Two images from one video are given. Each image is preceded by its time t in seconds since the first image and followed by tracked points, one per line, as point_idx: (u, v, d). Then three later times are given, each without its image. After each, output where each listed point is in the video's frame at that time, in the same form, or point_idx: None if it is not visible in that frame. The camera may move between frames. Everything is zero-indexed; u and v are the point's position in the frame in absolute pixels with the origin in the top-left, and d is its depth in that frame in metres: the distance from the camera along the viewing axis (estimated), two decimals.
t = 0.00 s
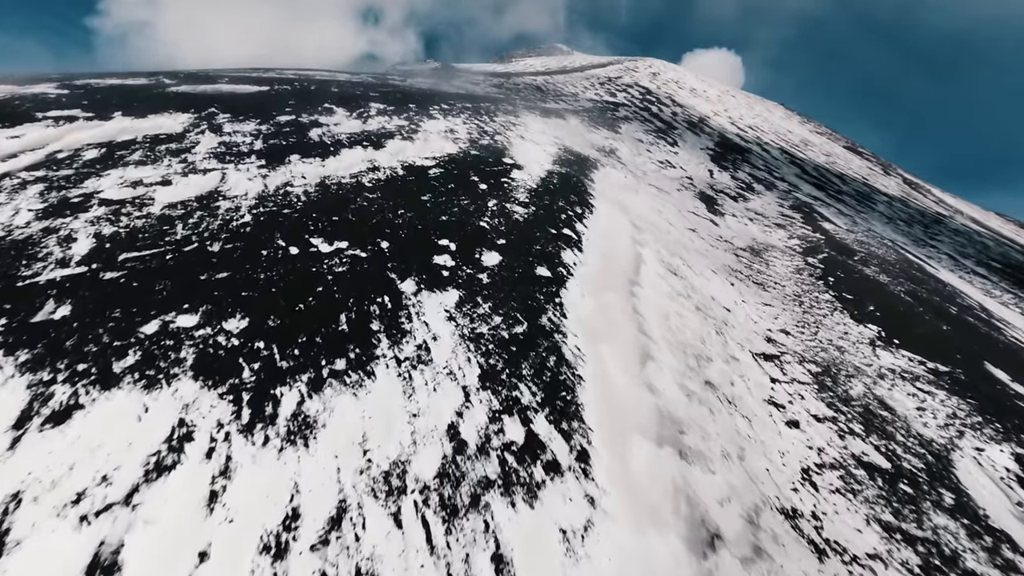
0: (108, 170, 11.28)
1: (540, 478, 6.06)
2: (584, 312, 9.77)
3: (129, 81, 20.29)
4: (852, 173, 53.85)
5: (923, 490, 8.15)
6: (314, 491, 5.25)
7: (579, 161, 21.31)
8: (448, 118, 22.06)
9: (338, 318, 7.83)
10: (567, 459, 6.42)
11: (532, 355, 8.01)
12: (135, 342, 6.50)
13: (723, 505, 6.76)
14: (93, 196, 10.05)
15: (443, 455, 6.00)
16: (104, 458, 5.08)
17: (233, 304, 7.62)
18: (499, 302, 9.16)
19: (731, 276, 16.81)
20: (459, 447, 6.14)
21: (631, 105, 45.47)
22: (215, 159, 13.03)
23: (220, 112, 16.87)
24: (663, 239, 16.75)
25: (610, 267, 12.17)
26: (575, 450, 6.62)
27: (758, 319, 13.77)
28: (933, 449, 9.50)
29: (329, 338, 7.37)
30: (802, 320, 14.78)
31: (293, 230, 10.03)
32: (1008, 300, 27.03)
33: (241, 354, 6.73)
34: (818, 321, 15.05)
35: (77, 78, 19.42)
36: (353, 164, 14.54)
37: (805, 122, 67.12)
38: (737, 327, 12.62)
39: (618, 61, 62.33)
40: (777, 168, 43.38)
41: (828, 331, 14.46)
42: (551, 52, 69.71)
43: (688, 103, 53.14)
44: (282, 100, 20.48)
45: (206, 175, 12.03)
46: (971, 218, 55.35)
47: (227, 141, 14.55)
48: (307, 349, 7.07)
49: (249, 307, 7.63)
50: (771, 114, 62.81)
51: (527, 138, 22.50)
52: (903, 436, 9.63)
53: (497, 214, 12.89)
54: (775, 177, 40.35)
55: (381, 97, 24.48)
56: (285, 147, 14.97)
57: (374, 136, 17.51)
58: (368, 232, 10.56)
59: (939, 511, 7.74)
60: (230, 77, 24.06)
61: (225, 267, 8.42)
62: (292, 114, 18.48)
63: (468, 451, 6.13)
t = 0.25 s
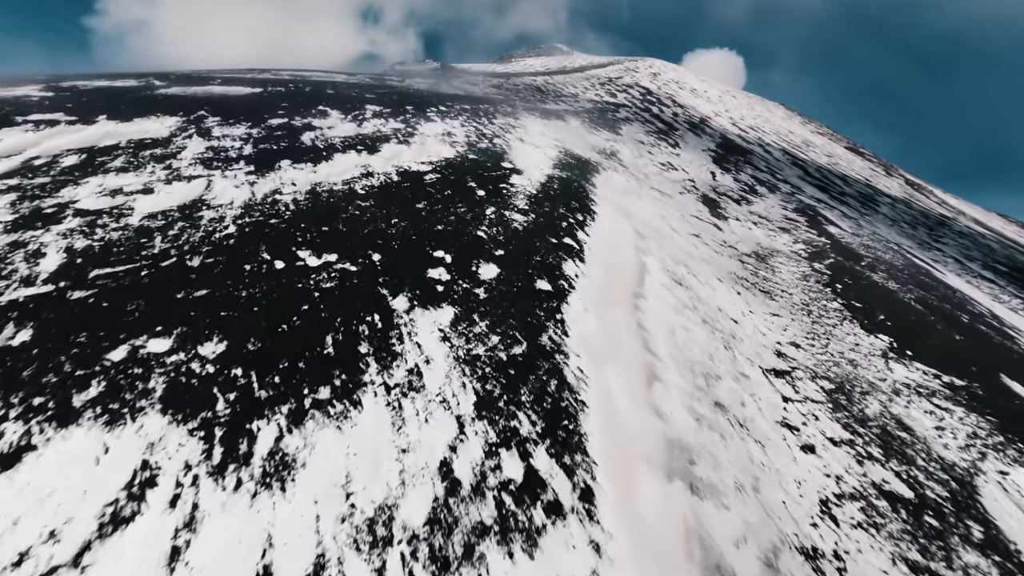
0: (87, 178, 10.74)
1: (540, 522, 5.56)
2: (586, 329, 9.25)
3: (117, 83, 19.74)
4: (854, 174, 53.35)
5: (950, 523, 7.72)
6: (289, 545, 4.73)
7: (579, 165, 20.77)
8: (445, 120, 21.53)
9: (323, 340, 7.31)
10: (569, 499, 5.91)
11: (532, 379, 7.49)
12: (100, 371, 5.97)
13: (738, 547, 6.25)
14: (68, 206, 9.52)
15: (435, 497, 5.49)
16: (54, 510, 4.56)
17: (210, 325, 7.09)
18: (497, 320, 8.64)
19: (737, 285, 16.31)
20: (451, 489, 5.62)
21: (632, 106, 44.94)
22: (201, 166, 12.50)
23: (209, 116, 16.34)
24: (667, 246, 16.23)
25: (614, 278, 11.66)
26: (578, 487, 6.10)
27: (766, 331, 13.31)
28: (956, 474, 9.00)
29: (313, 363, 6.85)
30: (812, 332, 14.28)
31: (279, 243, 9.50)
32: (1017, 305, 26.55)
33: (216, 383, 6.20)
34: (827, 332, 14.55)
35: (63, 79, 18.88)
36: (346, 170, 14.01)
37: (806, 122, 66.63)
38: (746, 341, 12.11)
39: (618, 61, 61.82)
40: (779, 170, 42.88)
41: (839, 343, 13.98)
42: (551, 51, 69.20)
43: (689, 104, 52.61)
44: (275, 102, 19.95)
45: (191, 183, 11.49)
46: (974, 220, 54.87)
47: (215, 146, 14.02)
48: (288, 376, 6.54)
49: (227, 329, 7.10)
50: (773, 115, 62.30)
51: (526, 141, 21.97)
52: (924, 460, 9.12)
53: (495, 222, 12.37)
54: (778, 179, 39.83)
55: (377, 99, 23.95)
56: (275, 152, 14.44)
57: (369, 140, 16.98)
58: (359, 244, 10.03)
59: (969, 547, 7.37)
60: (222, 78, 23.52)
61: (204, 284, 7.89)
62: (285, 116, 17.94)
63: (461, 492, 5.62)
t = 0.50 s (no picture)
0: (66, 185, 10.27)
1: (540, 568, 5.11)
2: (588, 345, 8.81)
3: (106, 84, 19.27)
4: (857, 175, 52.91)
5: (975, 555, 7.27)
6: None
7: (580, 168, 20.30)
8: (443, 122, 21.07)
9: (308, 361, 6.85)
10: (571, 540, 5.47)
11: (531, 403, 7.04)
12: (62, 401, 5.51)
13: None
14: (43, 215, 9.05)
15: (426, 541, 5.04)
16: None
17: (187, 346, 6.63)
18: (494, 337, 8.17)
19: (742, 292, 15.86)
20: (444, 531, 5.18)
21: (632, 107, 44.49)
22: (188, 171, 12.03)
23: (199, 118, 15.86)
24: (671, 253, 15.77)
25: (617, 288, 11.20)
26: (581, 526, 5.66)
27: (774, 343, 12.71)
28: (979, 498, 8.55)
29: (296, 387, 6.39)
30: (820, 342, 13.84)
31: (265, 254, 9.03)
32: None
33: (189, 412, 5.73)
34: (836, 343, 14.08)
35: (51, 81, 18.42)
36: (339, 175, 13.54)
37: (807, 123, 66.18)
38: (754, 353, 11.66)
39: (618, 61, 61.35)
40: (781, 171, 42.44)
41: (849, 354, 13.53)
42: (550, 52, 68.80)
43: (690, 105, 52.17)
44: (268, 104, 19.48)
45: (176, 189, 11.02)
46: (977, 222, 54.43)
47: (204, 150, 13.56)
48: (269, 403, 6.08)
49: (205, 351, 6.64)
50: (774, 115, 61.85)
51: (525, 143, 21.51)
52: (944, 484, 8.67)
53: (493, 229, 11.91)
54: (781, 181, 39.39)
55: (374, 100, 23.49)
56: (266, 156, 13.97)
57: (364, 143, 16.52)
58: (350, 255, 9.57)
59: None
60: (216, 80, 23.06)
61: (183, 301, 7.42)
62: (278, 119, 17.47)
63: (454, 534, 5.18)
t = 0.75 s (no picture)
0: (40, 194, 9.74)
1: None
2: (591, 366, 8.28)
3: (92, 86, 18.71)
4: (859, 177, 52.40)
5: None
6: None
7: (580, 172, 19.78)
8: (439, 125, 20.53)
9: (288, 390, 6.31)
10: None
11: (530, 434, 6.52)
12: (9, 442, 4.97)
13: None
14: (11, 227, 8.50)
15: None
16: None
17: (155, 375, 6.09)
18: (490, 359, 7.65)
19: (749, 302, 15.34)
20: None
21: (633, 108, 43.97)
22: (171, 178, 11.48)
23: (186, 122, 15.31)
24: (675, 261, 15.24)
25: (620, 302, 10.69)
26: None
27: (784, 357, 12.16)
28: (1007, 529, 8.05)
29: (274, 421, 5.86)
30: (831, 355, 13.32)
31: (248, 269, 8.50)
32: None
33: (153, 452, 5.20)
34: (847, 356, 13.56)
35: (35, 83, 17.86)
36: (331, 181, 13.02)
37: (808, 124, 65.73)
38: (763, 369, 11.14)
39: (618, 61, 60.81)
40: (783, 174, 41.94)
41: (861, 367, 13.02)
42: (549, 52, 68.31)
43: (691, 106, 51.65)
44: (260, 106, 18.94)
45: (156, 198, 10.48)
46: (980, 224, 53.95)
47: (189, 156, 13.02)
48: (243, 440, 5.55)
49: (176, 379, 6.10)
50: (775, 116, 61.34)
51: (524, 146, 20.97)
52: (970, 514, 8.17)
53: (491, 239, 11.38)
54: (783, 183, 38.88)
55: (369, 102, 22.96)
56: (255, 161, 13.44)
57: (357, 147, 15.99)
58: (339, 269, 9.06)
59: None
60: (207, 81, 22.52)
61: (154, 323, 6.88)
62: (269, 122, 16.94)
63: None
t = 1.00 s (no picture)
0: (13, 202, 9.26)
1: None
2: (593, 387, 7.81)
3: (80, 87, 18.21)
4: (861, 179, 52.00)
5: None
6: None
7: (581, 176, 19.32)
8: (436, 127, 20.08)
9: (267, 419, 5.84)
10: None
11: (528, 465, 6.07)
12: None
13: None
14: None
15: None
16: None
17: (122, 404, 5.62)
18: (486, 381, 7.19)
19: (754, 310, 14.88)
20: None
21: (633, 109, 43.52)
22: (154, 185, 11.01)
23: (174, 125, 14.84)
24: (678, 268, 14.79)
25: (623, 314, 10.23)
26: None
27: (792, 371, 11.69)
28: None
29: (249, 455, 5.39)
30: (841, 367, 12.87)
31: (230, 283, 8.03)
32: None
33: (113, 494, 4.74)
34: (857, 368, 13.10)
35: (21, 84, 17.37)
36: (322, 187, 12.55)
37: (809, 125, 65.35)
38: (772, 384, 10.68)
39: (617, 61, 60.34)
40: (785, 176, 41.52)
41: (871, 379, 12.57)
42: (549, 53, 67.90)
43: (691, 107, 51.21)
44: (252, 109, 18.46)
45: (137, 206, 10.00)
46: (982, 226, 53.58)
47: (175, 161, 12.54)
48: (214, 478, 5.07)
49: (144, 409, 5.63)
50: (776, 117, 60.94)
51: (523, 149, 20.51)
52: (994, 544, 7.74)
53: (488, 248, 10.92)
54: (785, 185, 38.46)
55: (365, 104, 22.50)
56: (244, 166, 12.97)
57: (351, 151, 15.52)
58: (327, 282, 8.60)
59: None
60: (200, 82, 22.04)
61: (125, 344, 6.42)
62: (261, 125, 16.48)
63: None
